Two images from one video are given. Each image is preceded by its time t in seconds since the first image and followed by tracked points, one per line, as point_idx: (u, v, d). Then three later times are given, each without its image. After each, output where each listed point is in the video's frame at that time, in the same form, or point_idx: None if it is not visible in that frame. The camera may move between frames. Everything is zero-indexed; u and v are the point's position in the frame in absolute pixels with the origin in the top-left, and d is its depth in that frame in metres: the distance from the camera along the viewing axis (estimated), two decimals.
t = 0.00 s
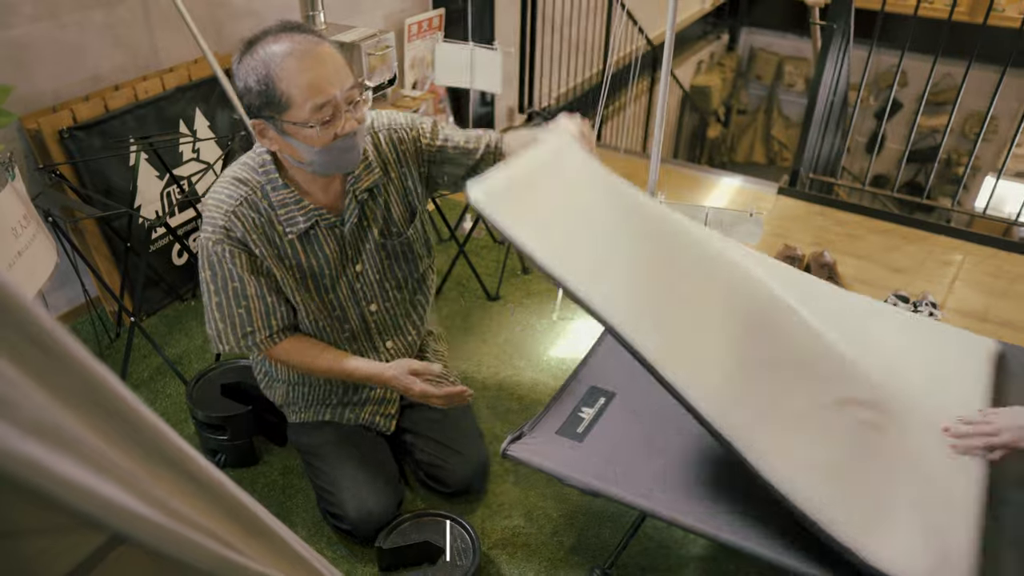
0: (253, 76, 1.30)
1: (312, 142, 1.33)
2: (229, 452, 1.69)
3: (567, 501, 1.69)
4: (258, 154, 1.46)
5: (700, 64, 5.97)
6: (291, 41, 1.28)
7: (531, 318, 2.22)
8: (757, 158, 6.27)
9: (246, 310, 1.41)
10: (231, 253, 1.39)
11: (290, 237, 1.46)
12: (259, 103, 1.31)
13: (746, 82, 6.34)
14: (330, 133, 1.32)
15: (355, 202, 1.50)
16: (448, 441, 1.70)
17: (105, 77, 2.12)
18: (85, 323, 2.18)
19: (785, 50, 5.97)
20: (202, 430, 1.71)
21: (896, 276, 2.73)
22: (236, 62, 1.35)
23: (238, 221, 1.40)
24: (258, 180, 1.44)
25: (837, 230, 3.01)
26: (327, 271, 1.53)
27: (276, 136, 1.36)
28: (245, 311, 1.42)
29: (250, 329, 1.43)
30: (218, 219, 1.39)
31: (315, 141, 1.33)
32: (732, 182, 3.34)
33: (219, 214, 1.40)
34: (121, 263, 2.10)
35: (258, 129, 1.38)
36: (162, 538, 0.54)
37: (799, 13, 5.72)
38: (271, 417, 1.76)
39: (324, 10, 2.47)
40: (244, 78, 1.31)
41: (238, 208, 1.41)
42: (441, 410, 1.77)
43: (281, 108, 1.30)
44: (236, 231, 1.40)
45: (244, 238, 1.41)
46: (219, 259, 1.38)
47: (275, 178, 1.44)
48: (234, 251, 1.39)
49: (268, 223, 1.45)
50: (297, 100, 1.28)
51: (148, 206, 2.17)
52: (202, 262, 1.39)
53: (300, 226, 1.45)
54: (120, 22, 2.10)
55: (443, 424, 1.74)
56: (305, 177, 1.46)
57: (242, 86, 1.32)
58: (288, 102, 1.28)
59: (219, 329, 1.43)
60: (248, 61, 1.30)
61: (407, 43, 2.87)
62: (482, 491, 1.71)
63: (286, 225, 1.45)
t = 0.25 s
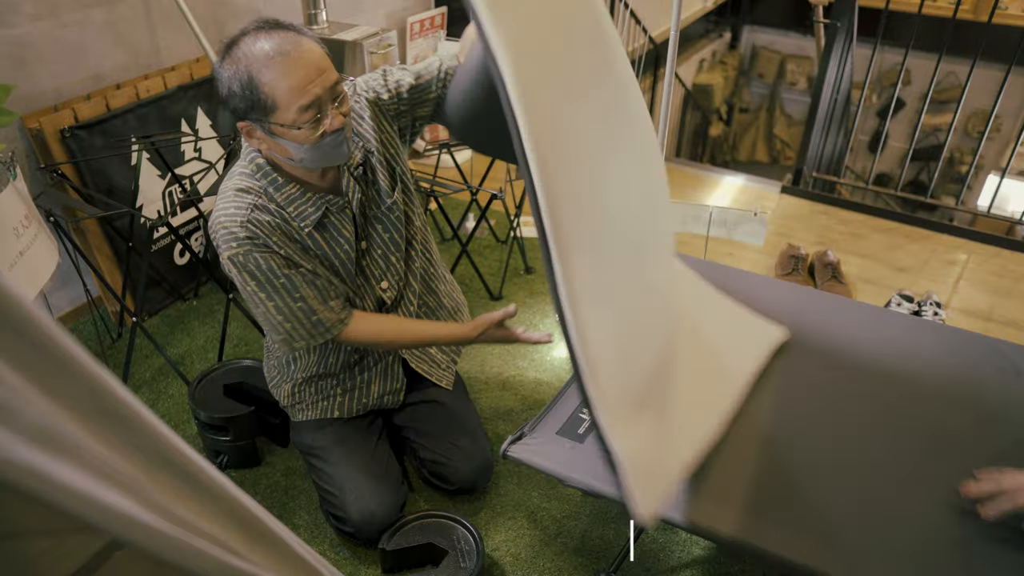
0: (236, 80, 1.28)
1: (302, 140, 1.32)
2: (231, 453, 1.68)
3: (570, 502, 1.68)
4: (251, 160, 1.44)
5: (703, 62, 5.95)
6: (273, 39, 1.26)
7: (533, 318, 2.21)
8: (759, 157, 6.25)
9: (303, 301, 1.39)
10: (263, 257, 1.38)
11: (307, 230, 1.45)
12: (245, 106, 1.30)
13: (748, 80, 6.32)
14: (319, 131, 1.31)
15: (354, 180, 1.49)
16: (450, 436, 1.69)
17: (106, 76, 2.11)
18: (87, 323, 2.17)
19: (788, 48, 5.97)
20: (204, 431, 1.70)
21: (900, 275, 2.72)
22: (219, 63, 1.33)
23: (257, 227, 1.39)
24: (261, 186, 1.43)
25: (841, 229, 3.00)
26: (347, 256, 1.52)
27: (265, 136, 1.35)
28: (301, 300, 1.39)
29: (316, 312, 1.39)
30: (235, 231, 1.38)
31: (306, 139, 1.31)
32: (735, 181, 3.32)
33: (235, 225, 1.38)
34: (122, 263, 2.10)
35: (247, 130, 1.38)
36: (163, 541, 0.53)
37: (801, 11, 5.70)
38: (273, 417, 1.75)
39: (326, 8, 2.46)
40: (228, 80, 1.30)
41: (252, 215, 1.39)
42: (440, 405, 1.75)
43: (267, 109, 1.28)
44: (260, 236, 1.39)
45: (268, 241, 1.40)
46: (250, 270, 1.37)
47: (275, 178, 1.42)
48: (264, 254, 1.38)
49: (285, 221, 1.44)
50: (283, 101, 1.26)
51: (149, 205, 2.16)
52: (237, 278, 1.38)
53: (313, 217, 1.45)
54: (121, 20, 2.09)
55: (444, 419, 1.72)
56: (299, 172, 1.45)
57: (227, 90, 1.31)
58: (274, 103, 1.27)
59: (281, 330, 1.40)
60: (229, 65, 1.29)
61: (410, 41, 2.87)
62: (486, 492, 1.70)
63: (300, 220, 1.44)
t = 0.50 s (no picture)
0: (215, 86, 1.31)
1: (286, 141, 1.35)
2: (233, 455, 1.68)
3: (573, 504, 1.68)
4: (240, 164, 1.45)
5: (704, 62, 5.94)
6: (253, 41, 1.29)
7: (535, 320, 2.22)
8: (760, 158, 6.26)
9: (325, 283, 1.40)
10: (274, 249, 1.38)
11: (307, 223, 1.45)
12: (226, 110, 1.33)
13: (749, 81, 6.31)
14: (301, 129, 1.34)
15: (342, 173, 1.51)
16: (463, 431, 1.72)
17: (107, 77, 2.11)
18: (87, 324, 2.17)
19: (788, 49, 5.97)
20: (206, 433, 1.69)
21: (901, 277, 2.71)
22: (196, 70, 1.36)
23: (260, 224, 1.39)
24: (255, 187, 1.43)
25: (842, 230, 3.00)
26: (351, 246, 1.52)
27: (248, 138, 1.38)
28: (321, 282, 1.40)
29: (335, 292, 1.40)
30: (238, 233, 1.38)
31: (290, 138, 1.34)
32: (736, 182, 3.32)
33: (238, 226, 1.39)
34: (123, 265, 2.09)
35: (229, 135, 1.40)
36: (157, 549, 0.53)
37: (801, 12, 5.70)
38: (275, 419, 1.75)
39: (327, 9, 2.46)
40: (207, 86, 1.33)
41: (252, 214, 1.40)
42: (452, 401, 1.77)
43: (249, 112, 1.31)
44: (265, 232, 1.39)
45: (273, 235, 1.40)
46: (261, 266, 1.37)
47: (268, 179, 1.42)
48: (273, 249, 1.39)
49: (284, 219, 1.43)
50: (264, 102, 1.29)
51: (150, 206, 2.15)
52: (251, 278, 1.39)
53: (310, 211, 1.44)
54: (122, 21, 2.08)
55: (456, 414, 1.75)
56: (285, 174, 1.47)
57: (207, 95, 1.34)
58: (255, 104, 1.30)
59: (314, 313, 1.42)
60: (206, 73, 1.32)
61: (410, 42, 2.87)
62: (488, 494, 1.70)
63: (298, 215, 1.43)
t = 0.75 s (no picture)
0: (222, 74, 1.36)
1: (291, 127, 1.39)
2: (236, 456, 1.67)
3: (578, 504, 1.67)
4: (244, 163, 1.47)
5: (702, 58, 5.92)
6: (257, 31, 1.35)
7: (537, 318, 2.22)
8: (759, 153, 6.25)
9: (305, 306, 1.40)
10: (268, 263, 1.39)
11: (308, 227, 1.46)
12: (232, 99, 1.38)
13: (748, 76, 6.30)
14: (307, 116, 1.39)
15: (345, 172, 1.52)
16: (470, 426, 1.70)
17: (106, 76, 2.09)
18: (88, 325, 2.16)
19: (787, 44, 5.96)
20: (209, 434, 1.69)
21: (902, 272, 2.71)
22: (202, 60, 1.41)
23: (259, 230, 1.41)
24: (258, 188, 1.45)
25: (843, 226, 2.99)
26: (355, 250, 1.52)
27: (253, 127, 1.42)
28: (302, 306, 1.40)
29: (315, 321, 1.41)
30: (239, 235, 1.40)
31: (295, 124, 1.39)
32: (737, 178, 3.32)
33: (238, 229, 1.40)
34: (124, 265, 2.08)
35: (234, 125, 1.44)
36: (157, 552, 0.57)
37: (800, 7, 5.69)
38: (278, 419, 1.74)
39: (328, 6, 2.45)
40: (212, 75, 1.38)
41: (253, 219, 1.41)
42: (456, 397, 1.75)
43: (256, 99, 1.36)
44: (262, 240, 1.41)
45: (271, 244, 1.41)
46: (252, 274, 1.38)
47: (270, 179, 1.45)
48: (266, 260, 1.39)
49: (285, 220, 1.45)
50: (270, 89, 1.35)
51: (150, 206, 2.14)
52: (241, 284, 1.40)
53: (311, 214, 1.45)
54: (122, 20, 2.07)
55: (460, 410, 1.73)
56: (289, 165, 1.51)
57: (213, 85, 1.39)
58: (262, 91, 1.35)
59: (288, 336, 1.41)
60: (212, 61, 1.36)
61: (410, 39, 2.85)
62: (492, 494, 1.69)
63: (298, 219, 1.45)
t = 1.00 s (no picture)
0: (240, 46, 1.12)
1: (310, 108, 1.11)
2: (230, 461, 1.66)
3: (574, 503, 1.67)
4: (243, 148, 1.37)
5: (692, 57, 5.93)
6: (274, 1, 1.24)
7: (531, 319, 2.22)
8: (749, 152, 6.27)
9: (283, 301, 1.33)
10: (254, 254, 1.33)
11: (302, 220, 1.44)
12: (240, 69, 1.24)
13: (737, 75, 6.31)
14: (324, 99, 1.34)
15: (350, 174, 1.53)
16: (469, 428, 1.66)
17: (95, 80, 2.08)
18: (78, 331, 2.15)
19: (775, 43, 5.98)
20: (202, 439, 1.68)
21: (893, 269, 2.72)
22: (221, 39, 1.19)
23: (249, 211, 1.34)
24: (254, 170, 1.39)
25: (834, 224, 3.00)
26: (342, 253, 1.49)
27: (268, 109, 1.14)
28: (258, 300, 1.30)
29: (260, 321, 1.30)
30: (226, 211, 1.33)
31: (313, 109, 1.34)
32: (728, 177, 3.33)
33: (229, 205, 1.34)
34: (115, 270, 2.07)
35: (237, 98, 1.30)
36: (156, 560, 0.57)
37: (789, 7, 5.70)
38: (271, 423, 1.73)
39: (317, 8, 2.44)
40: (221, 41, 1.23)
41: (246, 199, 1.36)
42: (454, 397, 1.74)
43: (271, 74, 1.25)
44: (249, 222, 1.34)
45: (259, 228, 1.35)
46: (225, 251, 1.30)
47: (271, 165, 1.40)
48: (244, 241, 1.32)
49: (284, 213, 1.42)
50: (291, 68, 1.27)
51: (141, 210, 2.13)
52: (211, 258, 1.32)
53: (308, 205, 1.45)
54: (110, 23, 2.06)
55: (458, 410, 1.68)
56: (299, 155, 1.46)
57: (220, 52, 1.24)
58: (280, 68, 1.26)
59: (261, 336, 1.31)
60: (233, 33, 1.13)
61: (400, 40, 2.85)
62: (488, 496, 1.69)
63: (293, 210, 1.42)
